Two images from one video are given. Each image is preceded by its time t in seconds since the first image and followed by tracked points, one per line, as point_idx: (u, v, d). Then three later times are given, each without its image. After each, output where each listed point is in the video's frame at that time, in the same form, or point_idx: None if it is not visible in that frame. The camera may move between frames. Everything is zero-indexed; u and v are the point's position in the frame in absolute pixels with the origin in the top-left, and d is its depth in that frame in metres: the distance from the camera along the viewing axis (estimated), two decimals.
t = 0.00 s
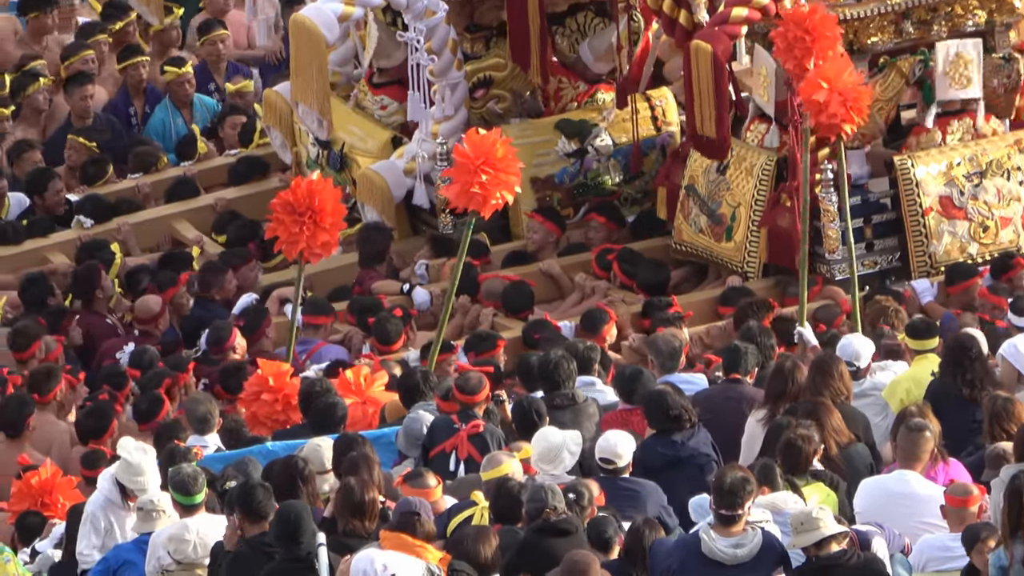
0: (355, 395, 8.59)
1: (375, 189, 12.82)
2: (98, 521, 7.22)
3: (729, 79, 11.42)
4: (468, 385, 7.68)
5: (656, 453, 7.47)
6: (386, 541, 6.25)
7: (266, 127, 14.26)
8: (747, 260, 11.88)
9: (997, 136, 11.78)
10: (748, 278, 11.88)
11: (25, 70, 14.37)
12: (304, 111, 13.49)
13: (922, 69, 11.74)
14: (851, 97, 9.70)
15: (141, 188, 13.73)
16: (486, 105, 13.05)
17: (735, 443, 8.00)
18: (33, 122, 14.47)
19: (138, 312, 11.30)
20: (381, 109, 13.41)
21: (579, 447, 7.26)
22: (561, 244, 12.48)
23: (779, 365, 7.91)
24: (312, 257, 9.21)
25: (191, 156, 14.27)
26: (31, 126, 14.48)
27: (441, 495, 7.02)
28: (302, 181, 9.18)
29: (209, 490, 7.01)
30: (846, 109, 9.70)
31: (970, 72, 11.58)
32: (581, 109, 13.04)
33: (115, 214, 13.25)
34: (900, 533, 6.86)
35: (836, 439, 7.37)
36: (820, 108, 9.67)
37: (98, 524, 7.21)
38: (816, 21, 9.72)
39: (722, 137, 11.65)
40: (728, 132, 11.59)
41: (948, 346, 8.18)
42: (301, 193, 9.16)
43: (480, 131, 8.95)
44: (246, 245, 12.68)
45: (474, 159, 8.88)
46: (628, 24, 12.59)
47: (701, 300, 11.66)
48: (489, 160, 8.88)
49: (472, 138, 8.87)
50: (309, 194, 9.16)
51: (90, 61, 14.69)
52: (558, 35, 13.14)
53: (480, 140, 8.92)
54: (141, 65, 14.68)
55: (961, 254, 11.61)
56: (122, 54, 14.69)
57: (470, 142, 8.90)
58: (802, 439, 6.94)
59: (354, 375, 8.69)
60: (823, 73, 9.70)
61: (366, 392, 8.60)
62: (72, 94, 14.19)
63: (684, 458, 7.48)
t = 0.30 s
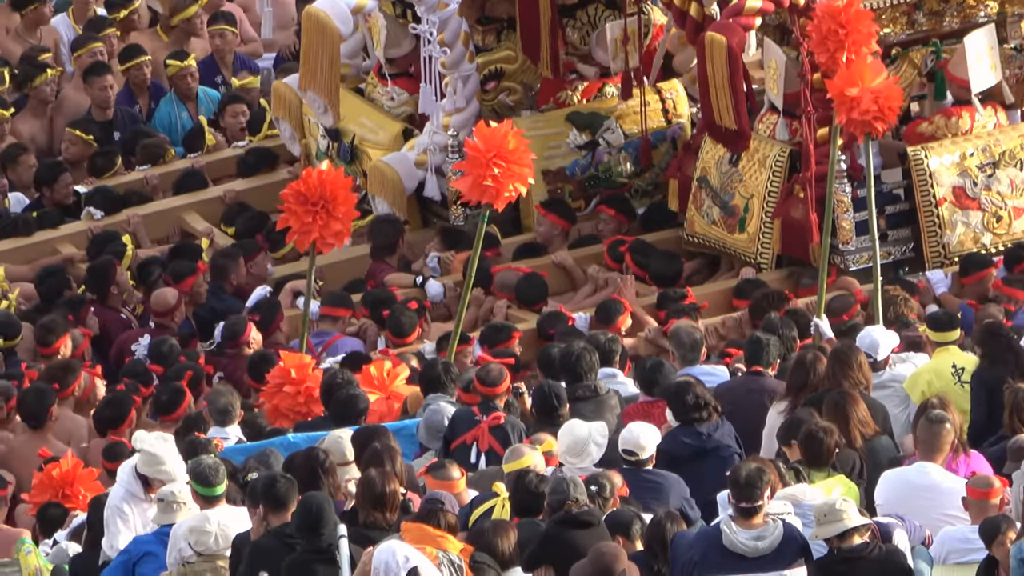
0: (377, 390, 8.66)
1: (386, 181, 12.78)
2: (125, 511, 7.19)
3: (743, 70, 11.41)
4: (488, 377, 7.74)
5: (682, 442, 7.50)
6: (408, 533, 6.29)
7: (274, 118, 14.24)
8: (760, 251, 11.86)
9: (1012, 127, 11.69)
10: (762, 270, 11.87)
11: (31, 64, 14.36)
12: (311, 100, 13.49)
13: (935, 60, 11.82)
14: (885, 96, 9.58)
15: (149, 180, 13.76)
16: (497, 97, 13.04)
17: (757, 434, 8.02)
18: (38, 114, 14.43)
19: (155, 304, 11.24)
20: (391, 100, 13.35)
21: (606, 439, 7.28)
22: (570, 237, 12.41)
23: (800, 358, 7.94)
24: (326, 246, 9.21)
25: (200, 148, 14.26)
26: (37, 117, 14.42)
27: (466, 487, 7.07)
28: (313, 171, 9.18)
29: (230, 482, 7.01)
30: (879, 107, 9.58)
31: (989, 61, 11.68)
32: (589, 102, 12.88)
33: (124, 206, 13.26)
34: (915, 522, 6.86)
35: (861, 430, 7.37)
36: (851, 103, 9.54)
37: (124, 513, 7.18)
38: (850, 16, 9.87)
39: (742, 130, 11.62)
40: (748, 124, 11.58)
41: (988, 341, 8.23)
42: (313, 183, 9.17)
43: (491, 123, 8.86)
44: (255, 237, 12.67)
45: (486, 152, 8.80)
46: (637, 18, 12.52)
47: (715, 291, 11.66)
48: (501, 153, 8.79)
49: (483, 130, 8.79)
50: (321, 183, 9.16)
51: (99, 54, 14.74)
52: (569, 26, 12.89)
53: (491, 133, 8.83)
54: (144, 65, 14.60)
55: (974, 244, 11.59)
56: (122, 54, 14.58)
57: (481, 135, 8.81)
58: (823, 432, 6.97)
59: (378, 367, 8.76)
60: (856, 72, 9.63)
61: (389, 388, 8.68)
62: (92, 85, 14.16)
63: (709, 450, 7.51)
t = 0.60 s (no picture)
0: (409, 390, 8.53)
1: (400, 176, 12.73)
2: (151, 507, 7.18)
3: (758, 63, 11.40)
4: (510, 371, 7.73)
5: (705, 438, 7.52)
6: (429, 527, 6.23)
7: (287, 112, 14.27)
8: (776, 245, 11.85)
9: None
10: (777, 262, 11.86)
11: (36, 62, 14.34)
12: (332, 98, 13.38)
13: (949, 54, 11.92)
14: (913, 99, 9.70)
15: (162, 175, 13.72)
16: (510, 91, 13.10)
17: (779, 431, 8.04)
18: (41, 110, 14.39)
19: (166, 302, 11.18)
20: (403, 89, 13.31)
21: (630, 435, 7.25)
22: (582, 232, 12.38)
23: (822, 353, 8.01)
24: (334, 238, 9.11)
25: (211, 142, 14.16)
26: (40, 112, 14.31)
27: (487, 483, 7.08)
28: (320, 164, 9.08)
29: (253, 476, 7.06)
30: (907, 111, 9.69)
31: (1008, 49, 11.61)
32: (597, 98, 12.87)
33: (137, 200, 13.26)
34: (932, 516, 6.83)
35: (886, 425, 7.41)
36: (880, 106, 9.67)
37: (150, 508, 7.17)
38: (872, 11, 9.75)
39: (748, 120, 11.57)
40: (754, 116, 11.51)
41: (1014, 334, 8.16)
42: (318, 176, 9.06)
43: (514, 122, 8.83)
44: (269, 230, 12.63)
45: (507, 152, 8.78)
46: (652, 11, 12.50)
47: (732, 284, 11.66)
48: (522, 152, 8.77)
49: (505, 129, 8.77)
50: (327, 176, 9.06)
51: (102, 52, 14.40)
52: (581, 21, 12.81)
53: (513, 132, 8.80)
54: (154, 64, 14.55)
55: (990, 237, 11.62)
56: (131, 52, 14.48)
57: (503, 133, 8.79)
58: (846, 427, 7.02)
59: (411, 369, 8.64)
60: (884, 75, 9.76)
61: (421, 386, 8.56)
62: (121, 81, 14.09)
63: (733, 446, 7.52)
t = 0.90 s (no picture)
0: (435, 389, 8.53)
1: (415, 173, 12.74)
2: (180, 502, 7.21)
3: (774, 58, 11.39)
4: (533, 370, 7.76)
5: (724, 437, 7.52)
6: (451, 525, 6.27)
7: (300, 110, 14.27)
8: (792, 241, 11.81)
9: None
10: (794, 259, 11.82)
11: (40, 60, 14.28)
12: (352, 97, 13.38)
13: (964, 49, 11.85)
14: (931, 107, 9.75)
15: (174, 170, 13.74)
16: (524, 89, 13.03)
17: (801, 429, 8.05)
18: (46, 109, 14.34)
19: (175, 298, 11.15)
20: (419, 89, 13.26)
21: (650, 433, 7.28)
22: (597, 229, 12.34)
23: (844, 352, 8.03)
24: (341, 235, 8.96)
25: (224, 138, 14.13)
26: (44, 113, 14.27)
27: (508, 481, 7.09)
28: (325, 161, 8.92)
29: (278, 474, 7.15)
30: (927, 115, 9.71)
31: None
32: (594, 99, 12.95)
33: (150, 197, 13.26)
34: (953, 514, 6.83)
35: (908, 424, 7.42)
36: (903, 109, 9.66)
37: (180, 503, 7.19)
38: (877, 6, 9.51)
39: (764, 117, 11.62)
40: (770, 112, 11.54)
41: None
42: (324, 174, 8.90)
43: (534, 123, 8.80)
44: (284, 228, 12.65)
45: (529, 154, 8.74)
46: (666, 8, 12.63)
47: (748, 280, 11.64)
48: (544, 154, 8.73)
49: (526, 131, 8.73)
50: (333, 173, 8.90)
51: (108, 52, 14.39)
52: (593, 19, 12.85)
53: (533, 133, 8.76)
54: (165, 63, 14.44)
55: (1006, 233, 11.60)
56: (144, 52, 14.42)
57: (523, 136, 8.75)
58: (868, 425, 7.06)
59: (435, 366, 8.66)
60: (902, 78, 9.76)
61: (447, 385, 8.57)
62: (114, 92, 14.04)
63: (752, 444, 7.52)
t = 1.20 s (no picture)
0: (450, 392, 8.54)
1: (424, 173, 12.71)
2: (199, 501, 7.23)
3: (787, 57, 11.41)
4: (548, 372, 7.78)
5: (739, 440, 7.51)
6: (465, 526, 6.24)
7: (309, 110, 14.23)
8: (803, 241, 11.80)
9: None
10: (805, 259, 11.80)
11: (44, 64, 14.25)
12: (357, 97, 13.23)
13: (974, 50, 11.90)
14: (938, 108, 9.71)
15: (184, 172, 13.75)
16: (534, 89, 12.96)
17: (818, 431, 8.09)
18: (55, 112, 14.35)
19: (181, 298, 11.20)
20: (425, 93, 13.30)
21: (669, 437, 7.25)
22: (609, 229, 12.34)
23: (859, 355, 8.04)
24: (350, 239, 8.95)
25: (232, 140, 14.16)
26: (54, 115, 14.35)
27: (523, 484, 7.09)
28: (332, 164, 8.91)
29: (296, 477, 7.18)
30: (937, 114, 9.69)
31: None
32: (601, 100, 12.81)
33: (159, 198, 13.26)
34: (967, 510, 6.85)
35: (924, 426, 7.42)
36: (913, 107, 9.66)
37: (200, 504, 7.21)
38: (877, 10, 9.64)
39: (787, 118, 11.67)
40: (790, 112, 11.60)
41: None
42: (332, 177, 8.90)
43: (597, 137, 8.84)
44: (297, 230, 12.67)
45: (594, 168, 8.79)
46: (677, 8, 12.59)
47: (760, 280, 11.63)
48: (609, 169, 8.78)
49: (591, 145, 8.77)
50: (341, 176, 8.89)
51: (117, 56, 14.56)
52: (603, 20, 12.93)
53: (598, 147, 8.81)
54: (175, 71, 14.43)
55: (1017, 233, 11.60)
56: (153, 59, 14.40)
57: (588, 150, 8.79)
58: (885, 428, 7.09)
59: (450, 369, 8.67)
60: (907, 82, 9.73)
61: (462, 387, 8.55)
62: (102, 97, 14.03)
63: (766, 446, 7.51)
